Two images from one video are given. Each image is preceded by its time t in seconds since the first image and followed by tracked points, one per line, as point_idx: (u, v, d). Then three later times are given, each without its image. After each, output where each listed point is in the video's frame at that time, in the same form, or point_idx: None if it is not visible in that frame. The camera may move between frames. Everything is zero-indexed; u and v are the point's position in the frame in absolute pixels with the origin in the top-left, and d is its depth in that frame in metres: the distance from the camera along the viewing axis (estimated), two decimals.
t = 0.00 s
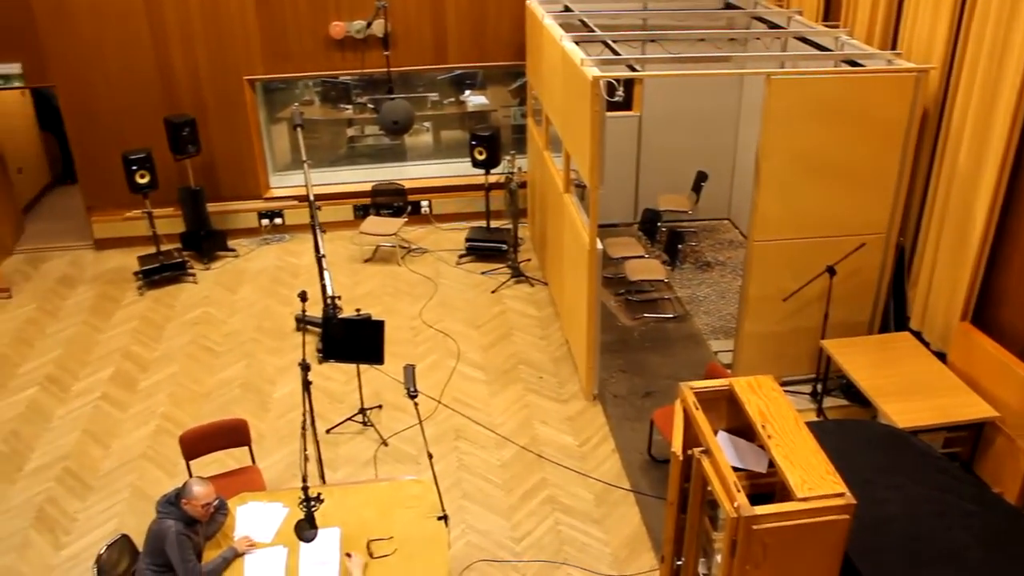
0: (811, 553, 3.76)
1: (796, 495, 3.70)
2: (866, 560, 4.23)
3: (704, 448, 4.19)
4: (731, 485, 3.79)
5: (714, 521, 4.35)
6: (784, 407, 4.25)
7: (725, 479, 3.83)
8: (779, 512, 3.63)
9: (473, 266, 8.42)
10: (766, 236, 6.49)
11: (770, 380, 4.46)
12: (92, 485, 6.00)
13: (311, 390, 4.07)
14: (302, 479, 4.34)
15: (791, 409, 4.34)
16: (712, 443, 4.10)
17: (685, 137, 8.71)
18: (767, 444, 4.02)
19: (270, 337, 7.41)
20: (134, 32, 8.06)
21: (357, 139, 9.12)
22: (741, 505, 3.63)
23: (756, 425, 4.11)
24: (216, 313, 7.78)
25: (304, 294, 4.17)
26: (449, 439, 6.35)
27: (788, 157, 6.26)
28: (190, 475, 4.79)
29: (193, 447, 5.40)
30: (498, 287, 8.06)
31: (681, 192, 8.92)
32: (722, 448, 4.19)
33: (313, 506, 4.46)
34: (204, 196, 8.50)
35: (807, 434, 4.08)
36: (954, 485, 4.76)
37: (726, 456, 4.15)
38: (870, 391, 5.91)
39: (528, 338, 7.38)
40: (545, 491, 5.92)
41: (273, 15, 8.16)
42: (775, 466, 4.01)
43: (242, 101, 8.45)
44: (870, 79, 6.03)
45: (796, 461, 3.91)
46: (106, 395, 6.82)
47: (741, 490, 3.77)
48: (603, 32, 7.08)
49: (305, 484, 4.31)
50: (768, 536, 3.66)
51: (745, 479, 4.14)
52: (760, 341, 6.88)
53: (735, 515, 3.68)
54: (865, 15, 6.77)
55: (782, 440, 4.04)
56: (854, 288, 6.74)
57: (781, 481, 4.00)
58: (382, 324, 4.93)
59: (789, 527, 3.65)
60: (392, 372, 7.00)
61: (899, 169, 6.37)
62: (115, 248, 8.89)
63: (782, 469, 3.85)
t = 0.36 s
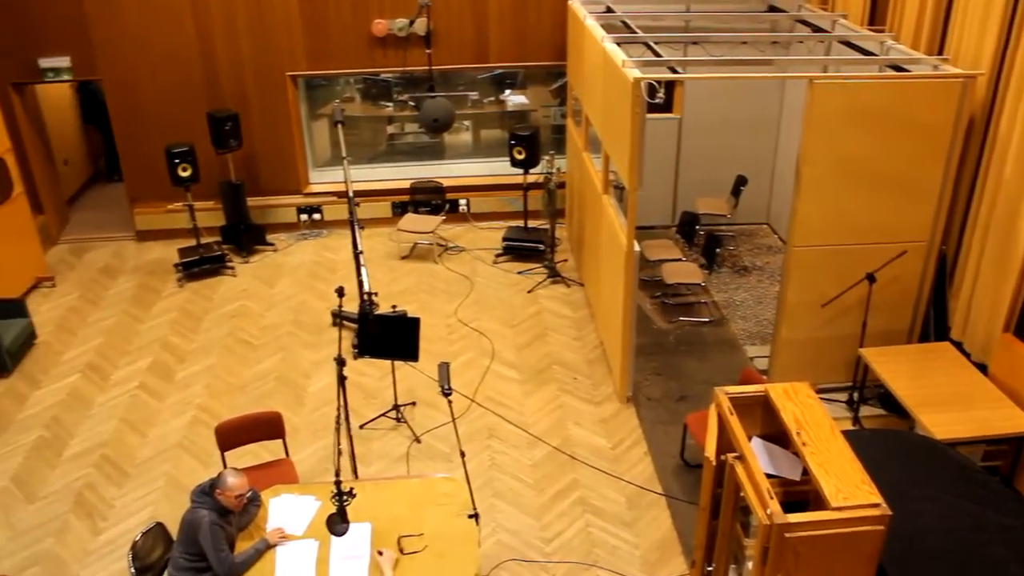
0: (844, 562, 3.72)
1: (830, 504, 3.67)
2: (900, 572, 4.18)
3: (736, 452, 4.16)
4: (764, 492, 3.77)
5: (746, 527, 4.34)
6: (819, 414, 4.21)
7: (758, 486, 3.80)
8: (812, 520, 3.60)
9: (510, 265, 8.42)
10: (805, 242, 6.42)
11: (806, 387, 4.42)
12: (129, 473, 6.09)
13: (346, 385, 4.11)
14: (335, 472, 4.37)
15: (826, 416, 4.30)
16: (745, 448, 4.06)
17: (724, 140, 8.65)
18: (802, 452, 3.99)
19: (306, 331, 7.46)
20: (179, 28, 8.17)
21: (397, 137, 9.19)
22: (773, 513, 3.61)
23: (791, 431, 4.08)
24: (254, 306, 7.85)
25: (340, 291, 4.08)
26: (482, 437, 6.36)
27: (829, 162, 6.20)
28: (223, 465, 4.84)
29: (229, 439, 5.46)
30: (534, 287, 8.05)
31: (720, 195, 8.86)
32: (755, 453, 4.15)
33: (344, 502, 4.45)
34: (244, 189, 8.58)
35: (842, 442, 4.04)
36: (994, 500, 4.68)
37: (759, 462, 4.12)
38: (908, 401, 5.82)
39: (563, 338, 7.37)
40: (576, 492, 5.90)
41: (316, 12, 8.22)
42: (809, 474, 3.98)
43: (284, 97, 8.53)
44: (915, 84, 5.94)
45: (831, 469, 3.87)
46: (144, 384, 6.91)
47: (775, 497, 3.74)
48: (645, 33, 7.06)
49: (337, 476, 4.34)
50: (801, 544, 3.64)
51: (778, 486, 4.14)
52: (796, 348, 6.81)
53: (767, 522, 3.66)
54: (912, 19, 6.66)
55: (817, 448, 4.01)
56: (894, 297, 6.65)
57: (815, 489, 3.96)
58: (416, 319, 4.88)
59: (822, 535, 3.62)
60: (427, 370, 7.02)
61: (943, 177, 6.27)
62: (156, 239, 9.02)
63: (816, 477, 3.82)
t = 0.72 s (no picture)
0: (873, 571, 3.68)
1: (859, 512, 3.64)
2: None
3: (765, 457, 4.17)
4: (792, 499, 3.75)
5: (773, 533, 4.35)
6: (849, 421, 4.18)
7: (787, 494, 3.79)
8: (841, 528, 3.57)
9: (540, 266, 8.42)
10: (838, 247, 6.36)
11: (836, 394, 4.39)
12: (159, 465, 6.15)
13: (375, 382, 4.13)
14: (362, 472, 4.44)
15: (856, 423, 4.27)
16: (775, 454, 4.05)
17: (756, 143, 8.59)
18: (831, 459, 3.96)
19: (336, 327, 7.51)
20: (216, 25, 8.25)
21: (429, 136, 9.13)
22: (801, 519, 3.59)
23: (821, 438, 4.05)
24: (284, 301, 7.91)
25: (372, 289, 4.15)
26: (509, 436, 6.37)
27: (864, 168, 6.13)
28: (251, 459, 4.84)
29: (258, 433, 5.50)
30: (564, 288, 8.05)
31: (752, 199, 8.80)
32: (784, 459, 4.15)
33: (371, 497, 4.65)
34: (276, 186, 8.65)
35: (872, 450, 4.00)
36: None
37: (787, 468, 4.13)
38: (940, 410, 5.75)
39: (592, 340, 7.36)
40: (602, 494, 5.89)
41: (351, 11, 8.28)
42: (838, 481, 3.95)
43: (318, 95, 8.58)
44: (954, 90, 5.86)
45: (861, 477, 3.84)
46: (175, 377, 6.99)
47: (803, 505, 3.73)
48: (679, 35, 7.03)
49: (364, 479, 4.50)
50: (829, 552, 3.61)
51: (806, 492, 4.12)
52: (827, 354, 6.75)
53: (795, 528, 3.63)
54: (951, 23, 6.57)
55: (846, 455, 3.98)
56: (928, 304, 6.57)
57: (843, 495, 3.96)
58: (446, 318, 4.98)
59: (850, 543, 3.59)
60: (455, 368, 7.04)
61: (980, 184, 6.18)
62: (190, 234, 9.12)
63: (845, 484, 3.78)
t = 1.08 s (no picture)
0: None
1: (885, 520, 3.60)
2: None
3: (791, 463, 4.12)
4: (817, 505, 3.72)
5: (797, 540, 4.28)
6: (876, 428, 4.14)
7: (812, 500, 3.75)
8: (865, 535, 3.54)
9: (567, 266, 8.42)
10: (868, 252, 6.30)
11: (863, 399, 4.36)
12: (186, 458, 6.21)
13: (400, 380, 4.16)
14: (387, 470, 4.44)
15: (883, 430, 4.23)
16: (801, 460, 4.01)
17: (786, 147, 8.54)
18: (857, 465, 3.92)
19: (363, 324, 7.54)
20: (249, 23, 8.32)
21: (458, 135, 9.21)
22: (826, 526, 3.57)
23: (847, 444, 4.02)
24: (312, 298, 7.96)
25: (400, 288, 4.26)
26: (533, 436, 6.37)
27: (895, 173, 6.06)
28: (274, 452, 4.75)
29: (284, 428, 5.53)
30: (591, 289, 8.03)
31: (781, 202, 8.75)
32: (809, 465, 4.10)
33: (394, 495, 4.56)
34: (305, 182, 8.71)
35: (898, 457, 3.96)
36: None
37: (813, 475, 4.08)
38: (969, 419, 5.68)
39: (618, 341, 7.34)
40: (626, 496, 5.88)
41: (382, 10, 8.31)
42: (864, 488, 3.92)
43: (348, 93, 8.62)
44: (988, 95, 5.79)
45: (887, 484, 3.80)
46: (203, 371, 7.05)
47: (829, 512, 3.68)
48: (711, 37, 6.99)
49: (388, 474, 4.41)
50: (853, 560, 3.58)
51: (832, 499, 4.08)
52: (855, 360, 6.70)
53: (819, 535, 3.61)
54: (987, 27, 6.48)
55: (872, 461, 3.94)
56: (958, 311, 6.50)
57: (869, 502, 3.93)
58: (473, 318, 5.04)
59: (875, 551, 3.56)
60: (481, 367, 7.05)
61: (1014, 190, 6.10)
62: (219, 229, 9.20)
63: (871, 492, 3.75)
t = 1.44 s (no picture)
0: None
1: (911, 529, 3.57)
2: None
3: (817, 469, 4.10)
4: (842, 512, 3.70)
5: (821, 546, 4.30)
6: (903, 436, 4.10)
7: (837, 506, 3.75)
8: (891, 544, 3.52)
9: (594, 267, 8.40)
10: (897, 258, 6.24)
11: (890, 407, 4.32)
12: (212, 450, 6.26)
13: (425, 377, 4.20)
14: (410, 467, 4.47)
15: (911, 438, 4.19)
16: (826, 466, 3.99)
17: (815, 150, 8.48)
18: (883, 473, 3.89)
19: (389, 322, 7.56)
20: (281, 20, 8.38)
21: (487, 134, 9.23)
22: (850, 534, 3.54)
23: (873, 452, 3.99)
24: (338, 294, 8.00)
25: (423, 284, 4.40)
26: (557, 437, 6.37)
27: (927, 178, 5.99)
28: (304, 445, 4.67)
29: (309, 423, 5.56)
30: (617, 290, 8.01)
31: (810, 206, 8.68)
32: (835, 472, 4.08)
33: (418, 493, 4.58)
34: (334, 179, 8.75)
35: (926, 466, 3.92)
36: None
37: (839, 481, 4.05)
38: (999, 429, 5.60)
39: (643, 343, 7.32)
40: (649, 499, 5.86)
41: (414, 10, 8.34)
42: (890, 496, 3.88)
43: (378, 91, 8.66)
44: None
45: (913, 493, 3.77)
46: (230, 365, 7.10)
47: (854, 519, 3.66)
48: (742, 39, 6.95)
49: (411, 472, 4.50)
50: (878, 569, 3.56)
51: (857, 506, 4.06)
52: (882, 367, 6.63)
53: (843, 543, 3.59)
54: None
55: (899, 469, 3.90)
56: (989, 319, 6.42)
57: (895, 510, 3.90)
58: (499, 316, 5.05)
59: (900, 560, 3.53)
60: (506, 367, 7.06)
61: None
62: (247, 225, 9.28)
63: (897, 500, 3.71)
